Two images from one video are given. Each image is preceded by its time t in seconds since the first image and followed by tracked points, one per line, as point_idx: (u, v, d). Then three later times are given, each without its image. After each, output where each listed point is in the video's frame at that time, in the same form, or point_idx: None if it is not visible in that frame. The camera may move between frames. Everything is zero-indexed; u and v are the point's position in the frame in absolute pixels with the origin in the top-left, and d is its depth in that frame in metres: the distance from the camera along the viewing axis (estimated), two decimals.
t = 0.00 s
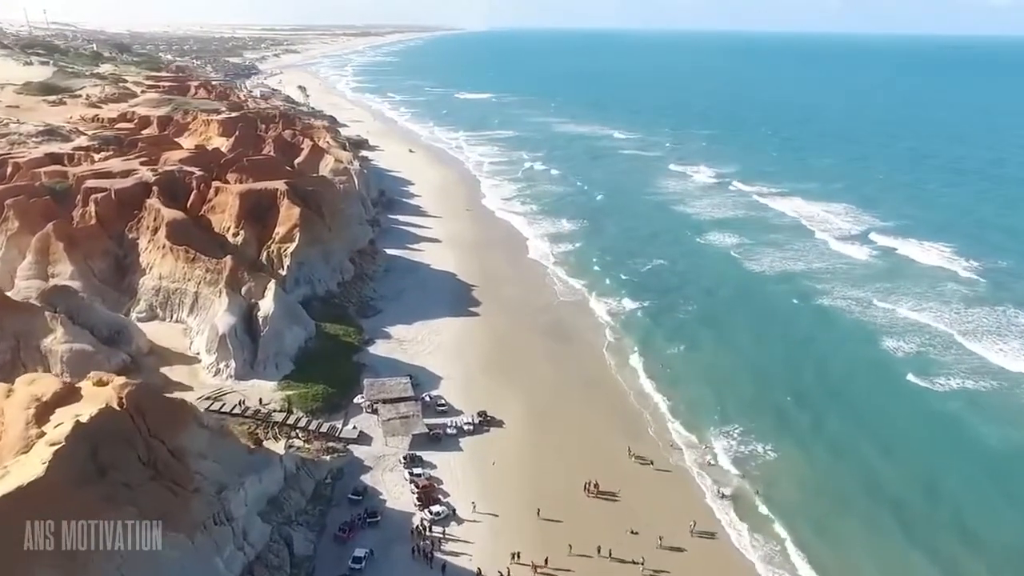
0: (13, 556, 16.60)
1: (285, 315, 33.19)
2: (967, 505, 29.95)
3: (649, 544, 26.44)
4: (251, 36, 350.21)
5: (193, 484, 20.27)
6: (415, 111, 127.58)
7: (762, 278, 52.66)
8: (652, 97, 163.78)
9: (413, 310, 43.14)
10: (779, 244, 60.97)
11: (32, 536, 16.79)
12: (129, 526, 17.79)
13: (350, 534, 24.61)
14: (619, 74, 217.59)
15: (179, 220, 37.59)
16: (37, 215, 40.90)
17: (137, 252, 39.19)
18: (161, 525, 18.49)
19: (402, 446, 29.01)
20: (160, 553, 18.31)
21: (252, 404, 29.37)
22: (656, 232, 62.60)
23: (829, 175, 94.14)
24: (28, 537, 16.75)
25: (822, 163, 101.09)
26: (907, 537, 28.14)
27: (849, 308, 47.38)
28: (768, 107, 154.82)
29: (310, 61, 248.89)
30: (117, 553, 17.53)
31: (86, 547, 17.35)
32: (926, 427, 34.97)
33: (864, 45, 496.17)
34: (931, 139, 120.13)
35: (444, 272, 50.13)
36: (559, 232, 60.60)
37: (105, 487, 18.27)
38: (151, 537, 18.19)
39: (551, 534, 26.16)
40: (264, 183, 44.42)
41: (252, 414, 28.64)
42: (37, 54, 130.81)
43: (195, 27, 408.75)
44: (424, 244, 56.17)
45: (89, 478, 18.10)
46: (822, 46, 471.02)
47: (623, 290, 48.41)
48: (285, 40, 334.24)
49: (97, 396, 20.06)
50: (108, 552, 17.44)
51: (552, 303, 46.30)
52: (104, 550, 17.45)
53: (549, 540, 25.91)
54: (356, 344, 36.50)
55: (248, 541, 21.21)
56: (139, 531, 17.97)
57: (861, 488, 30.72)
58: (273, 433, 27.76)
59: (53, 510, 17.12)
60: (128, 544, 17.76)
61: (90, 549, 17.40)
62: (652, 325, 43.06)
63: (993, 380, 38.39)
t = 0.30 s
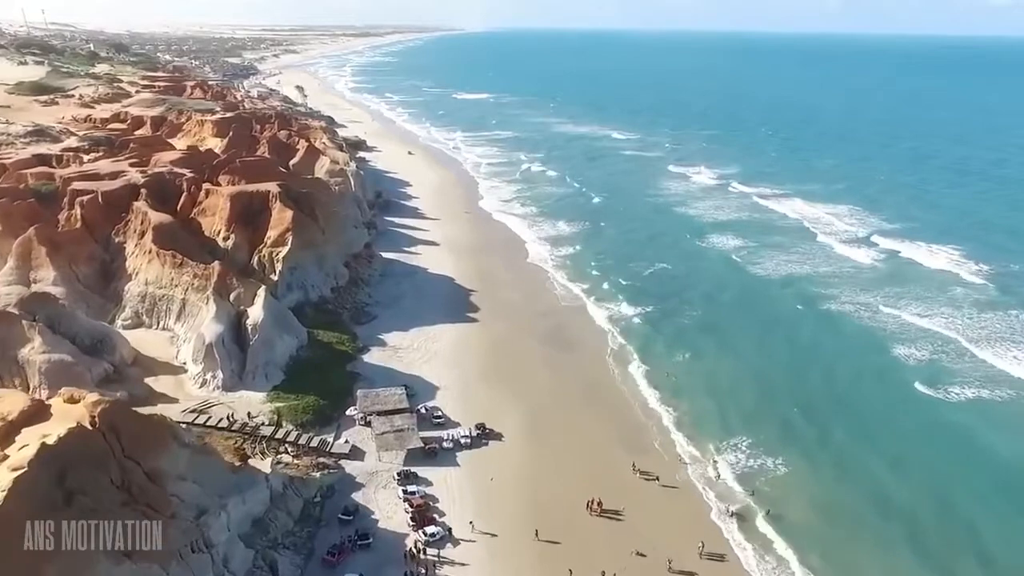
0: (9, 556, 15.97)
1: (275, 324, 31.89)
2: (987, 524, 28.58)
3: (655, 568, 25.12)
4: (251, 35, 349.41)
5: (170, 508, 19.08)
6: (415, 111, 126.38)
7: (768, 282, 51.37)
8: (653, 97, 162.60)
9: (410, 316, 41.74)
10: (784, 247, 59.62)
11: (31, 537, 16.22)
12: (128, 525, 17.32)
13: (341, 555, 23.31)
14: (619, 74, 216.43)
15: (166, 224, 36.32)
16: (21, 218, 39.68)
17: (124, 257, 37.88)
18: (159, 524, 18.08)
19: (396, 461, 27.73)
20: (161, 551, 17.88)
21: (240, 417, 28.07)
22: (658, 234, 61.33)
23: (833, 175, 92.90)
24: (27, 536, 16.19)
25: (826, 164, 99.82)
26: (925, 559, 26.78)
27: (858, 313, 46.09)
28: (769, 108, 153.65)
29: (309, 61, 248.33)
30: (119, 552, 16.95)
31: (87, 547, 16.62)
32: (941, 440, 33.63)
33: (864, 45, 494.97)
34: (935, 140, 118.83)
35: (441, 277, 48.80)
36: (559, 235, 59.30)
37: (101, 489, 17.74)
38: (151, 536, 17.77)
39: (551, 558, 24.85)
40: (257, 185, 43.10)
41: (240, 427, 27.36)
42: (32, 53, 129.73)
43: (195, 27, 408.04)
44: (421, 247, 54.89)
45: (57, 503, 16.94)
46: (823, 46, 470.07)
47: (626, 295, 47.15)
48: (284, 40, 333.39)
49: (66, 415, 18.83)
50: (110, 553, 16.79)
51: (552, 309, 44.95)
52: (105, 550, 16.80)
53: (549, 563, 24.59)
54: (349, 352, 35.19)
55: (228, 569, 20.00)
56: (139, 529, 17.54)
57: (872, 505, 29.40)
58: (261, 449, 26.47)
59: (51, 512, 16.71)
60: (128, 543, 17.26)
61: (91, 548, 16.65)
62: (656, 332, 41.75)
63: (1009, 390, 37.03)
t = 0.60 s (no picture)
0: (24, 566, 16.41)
1: (265, 333, 30.59)
2: (1010, 545, 27.22)
3: None
4: (251, 36, 347.06)
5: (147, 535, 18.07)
6: (413, 111, 125.00)
7: (774, 287, 50.07)
8: (654, 98, 161.31)
9: (406, 323, 40.42)
10: (789, 250, 58.24)
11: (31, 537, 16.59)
12: (128, 526, 17.76)
13: None
14: (620, 75, 215.21)
15: (153, 229, 35.02)
16: (5, 221, 38.47)
17: (110, 261, 36.48)
18: (160, 525, 18.34)
19: (390, 478, 26.46)
20: (160, 552, 18.17)
21: (226, 431, 26.81)
22: (661, 237, 59.97)
23: (837, 176, 91.64)
24: (27, 537, 16.59)
25: (829, 165, 98.51)
26: None
27: (869, 320, 44.78)
28: (772, 108, 152.14)
29: (308, 61, 247.13)
30: (117, 553, 17.41)
31: (85, 548, 17.08)
32: (958, 453, 32.27)
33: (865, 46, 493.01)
34: (940, 141, 117.50)
35: (439, 281, 47.49)
36: (560, 238, 58.00)
37: (101, 488, 17.95)
38: (151, 536, 18.07)
39: None
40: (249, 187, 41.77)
41: (226, 442, 26.13)
42: (27, 53, 128.53)
43: (195, 28, 406.45)
44: (418, 250, 53.59)
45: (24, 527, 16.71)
46: (825, 46, 467.82)
47: (628, 301, 45.84)
48: (283, 40, 332.72)
49: (33, 435, 17.93)
50: (109, 553, 17.29)
51: (553, 315, 43.68)
52: (104, 550, 17.31)
53: None
54: (343, 362, 33.88)
55: None
56: (139, 530, 17.90)
57: (889, 522, 28.11)
58: (248, 466, 25.21)
59: (52, 510, 16.95)
60: (128, 544, 17.67)
61: (91, 549, 17.17)
62: (661, 340, 40.47)
63: None
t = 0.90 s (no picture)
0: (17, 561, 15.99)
1: (253, 342, 29.30)
2: None
3: None
4: (251, 36, 345.90)
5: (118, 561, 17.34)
6: (413, 111, 123.61)
7: (781, 292, 48.70)
8: (656, 98, 160.02)
9: (402, 329, 39.08)
10: (796, 254, 56.84)
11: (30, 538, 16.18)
12: (129, 526, 17.67)
13: None
14: (622, 75, 213.83)
15: (140, 232, 33.66)
16: None
17: (95, 266, 35.23)
18: (160, 525, 18.39)
19: (383, 496, 25.17)
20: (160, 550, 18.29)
21: (212, 447, 25.53)
22: (664, 241, 58.57)
23: (842, 178, 90.31)
24: (27, 536, 16.17)
25: (833, 165, 97.13)
26: None
27: (880, 326, 43.45)
28: (774, 108, 150.64)
29: (308, 62, 245.83)
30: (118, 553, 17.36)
31: (85, 547, 16.99)
32: (976, 467, 30.93)
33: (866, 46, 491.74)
34: (947, 143, 116.01)
35: (437, 286, 46.15)
36: (562, 241, 56.67)
37: (100, 487, 17.65)
38: (151, 535, 18.13)
39: None
40: (241, 189, 40.44)
41: (211, 459, 24.86)
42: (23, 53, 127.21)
43: (195, 28, 405.14)
44: (416, 253, 52.30)
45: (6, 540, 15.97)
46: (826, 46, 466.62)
47: (632, 306, 44.53)
48: (284, 40, 331.54)
49: None
50: (111, 552, 17.21)
51: (555, 321, 42.35)
52: (105, 549, 17.21)
53: None
54: (336, 372, 32.58)
55: None
56: (140, 529, 17.85)
57: (907, 544, 26.79)
58: (233, 485, 23.93)
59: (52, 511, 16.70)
60: (128, 543, 17.64)
61: (90, 549, 17.08)
62: (666, 348, 39.19)
63: None
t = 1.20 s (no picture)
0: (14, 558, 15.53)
1: (241, 353, 27.99)
2: None
3: None
4: (251, 37, 343.09)
5: None
6: (411, 112, 122.28)
7: (789, 297, 47.37)
8: (658, 99, 158.81)
9: (398, 337, 37.82)
10: (802, 256, 55.49)
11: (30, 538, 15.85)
12: (129, 526, 17.55)
13: None
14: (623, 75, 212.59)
15: (125, 237, 32.37)
16: None
17: (79, 272, 33.96)
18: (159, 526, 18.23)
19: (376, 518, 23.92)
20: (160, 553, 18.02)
21: (196, 465, 24.23)
22: (667, 244, 57.24)
23: (847, 179, 89.07)
24: (28, 535, 15.86)
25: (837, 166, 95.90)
26: None
27: (892, 333, 42.15)
28: (776, 109, 149.37)
29: (307, 62, 244.73)
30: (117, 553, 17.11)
31: (86, 548, 16.68)
32: (996, 484, 29.62)
33: (867, 48, 491.28)
34: (952, 143, 114.62)
35: (434, 291, 44.87)
36: (563, 244, 55.39)
37: (93, 497, 17.74)
38: (150, 536, 17.88)
39: None
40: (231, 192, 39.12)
41: (195, 477, 23.59)
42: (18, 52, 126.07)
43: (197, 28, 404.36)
44: (413, 257, 51.03)
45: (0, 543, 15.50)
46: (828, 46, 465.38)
47: (635, 312, 43.24)
48: (284, 40, 330.78)
49: None
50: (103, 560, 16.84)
51: (557, 327, 40.98)
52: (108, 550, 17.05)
53: None
54: (328, 382, 31.28)
55: None
56: (138, 530, 17.70)
57: (928, 567, 25.46)
58: (216, 506, 22.64)
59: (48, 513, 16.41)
60: (129, 544, 17.52)
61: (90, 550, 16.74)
62: (672, 356, 37.87)
63: None
